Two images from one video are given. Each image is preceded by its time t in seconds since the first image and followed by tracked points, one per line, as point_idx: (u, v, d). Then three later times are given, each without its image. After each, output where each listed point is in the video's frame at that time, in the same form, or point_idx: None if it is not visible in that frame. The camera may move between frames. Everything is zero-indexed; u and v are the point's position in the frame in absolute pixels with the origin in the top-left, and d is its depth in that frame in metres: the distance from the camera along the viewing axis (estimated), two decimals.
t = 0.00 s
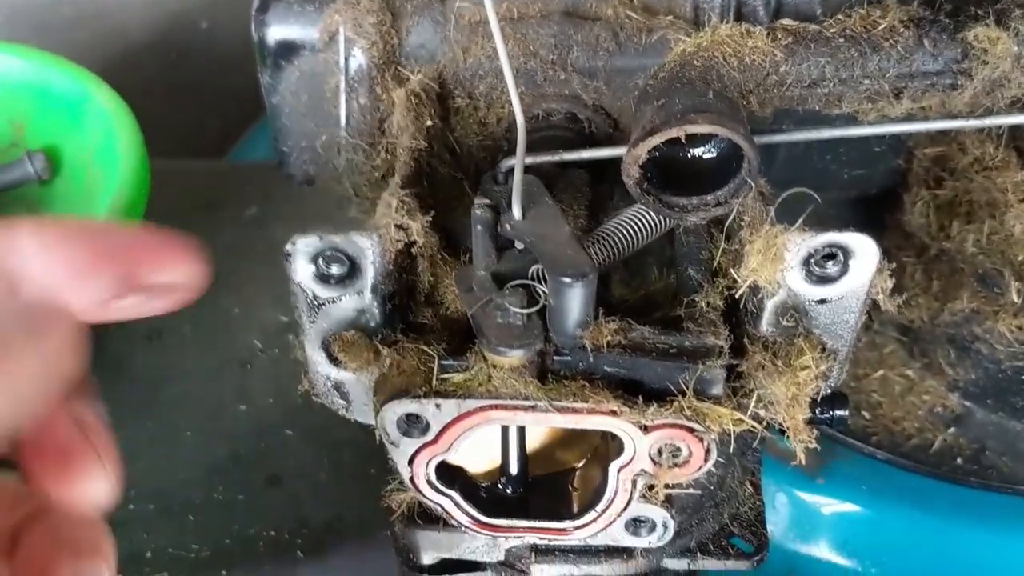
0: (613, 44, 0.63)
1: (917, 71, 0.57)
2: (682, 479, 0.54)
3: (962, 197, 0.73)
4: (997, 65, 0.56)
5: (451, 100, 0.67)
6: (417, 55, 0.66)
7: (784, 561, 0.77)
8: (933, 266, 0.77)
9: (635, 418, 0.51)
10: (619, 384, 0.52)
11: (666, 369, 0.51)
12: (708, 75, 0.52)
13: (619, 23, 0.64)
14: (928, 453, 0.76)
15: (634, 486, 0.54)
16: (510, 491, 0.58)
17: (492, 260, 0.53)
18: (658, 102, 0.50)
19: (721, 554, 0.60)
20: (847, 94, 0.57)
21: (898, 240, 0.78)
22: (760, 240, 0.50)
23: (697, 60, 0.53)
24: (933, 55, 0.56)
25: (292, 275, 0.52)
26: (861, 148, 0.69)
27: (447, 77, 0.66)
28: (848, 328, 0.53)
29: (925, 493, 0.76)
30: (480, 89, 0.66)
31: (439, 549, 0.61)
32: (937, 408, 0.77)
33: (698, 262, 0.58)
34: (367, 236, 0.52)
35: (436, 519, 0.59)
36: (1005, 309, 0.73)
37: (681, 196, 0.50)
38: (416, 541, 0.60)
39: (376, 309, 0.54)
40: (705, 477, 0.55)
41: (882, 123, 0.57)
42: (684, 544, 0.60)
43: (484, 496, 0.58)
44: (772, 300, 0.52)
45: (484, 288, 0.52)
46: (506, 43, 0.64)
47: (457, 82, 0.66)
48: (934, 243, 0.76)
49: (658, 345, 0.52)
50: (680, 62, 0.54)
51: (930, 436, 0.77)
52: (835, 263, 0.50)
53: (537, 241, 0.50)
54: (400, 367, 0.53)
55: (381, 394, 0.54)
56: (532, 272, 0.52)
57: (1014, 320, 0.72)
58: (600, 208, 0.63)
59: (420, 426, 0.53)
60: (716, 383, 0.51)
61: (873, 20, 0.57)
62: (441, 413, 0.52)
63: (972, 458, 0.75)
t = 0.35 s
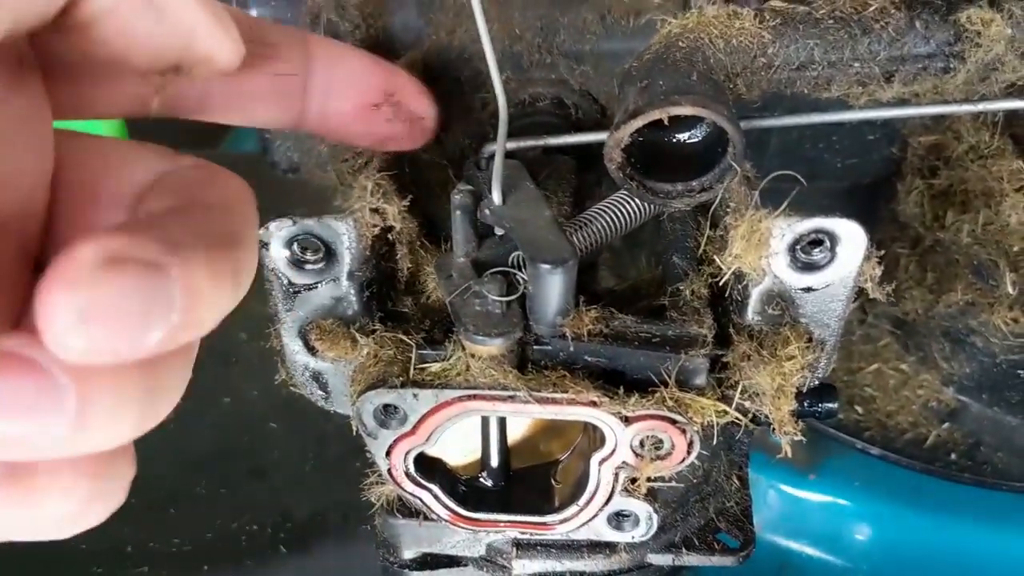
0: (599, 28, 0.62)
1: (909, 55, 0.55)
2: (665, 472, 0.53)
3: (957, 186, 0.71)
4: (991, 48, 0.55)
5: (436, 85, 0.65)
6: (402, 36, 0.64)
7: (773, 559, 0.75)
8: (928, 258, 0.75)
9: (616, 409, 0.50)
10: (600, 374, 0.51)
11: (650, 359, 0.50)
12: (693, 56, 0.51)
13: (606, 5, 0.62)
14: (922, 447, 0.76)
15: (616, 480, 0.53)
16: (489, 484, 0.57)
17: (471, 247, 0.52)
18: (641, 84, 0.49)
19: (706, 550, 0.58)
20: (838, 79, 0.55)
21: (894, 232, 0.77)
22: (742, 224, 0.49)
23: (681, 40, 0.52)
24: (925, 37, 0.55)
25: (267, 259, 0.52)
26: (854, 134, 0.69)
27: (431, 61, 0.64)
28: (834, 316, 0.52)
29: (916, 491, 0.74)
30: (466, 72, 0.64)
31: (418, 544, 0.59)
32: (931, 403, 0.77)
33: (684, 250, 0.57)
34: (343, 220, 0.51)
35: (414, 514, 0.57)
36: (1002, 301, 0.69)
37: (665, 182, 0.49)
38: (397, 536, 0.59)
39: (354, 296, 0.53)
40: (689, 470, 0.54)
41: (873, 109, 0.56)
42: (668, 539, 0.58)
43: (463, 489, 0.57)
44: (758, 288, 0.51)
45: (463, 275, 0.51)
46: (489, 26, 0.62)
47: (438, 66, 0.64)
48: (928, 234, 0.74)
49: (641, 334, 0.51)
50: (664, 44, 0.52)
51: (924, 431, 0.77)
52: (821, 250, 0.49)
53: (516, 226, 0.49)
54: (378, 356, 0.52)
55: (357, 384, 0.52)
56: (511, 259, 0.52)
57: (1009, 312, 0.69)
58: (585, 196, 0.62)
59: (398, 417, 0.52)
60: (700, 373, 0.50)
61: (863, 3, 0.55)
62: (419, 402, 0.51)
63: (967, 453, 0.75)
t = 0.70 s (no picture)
0: (582, 60, 0.63)
1: (886, 90, 0.56)
2: (640, 507, 0.54)
3: (938, 214, 0.73)
4: (968, 84, 0.55)
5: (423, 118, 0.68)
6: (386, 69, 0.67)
7: None
8: (911, 284, 0.76)
9: (593, 447, 0.50)
10: (576, 413, 0.51)
11: (628, 397, 0.51)
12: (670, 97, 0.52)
13: (589, 38, 0.63)
14: (904, 471, 0.74)
15: (593, 514, 0.54)
16: (469, 516, 0.58)
17: (451, 283, 0.52)
18: (617, 125, 0.49)
19: None
20: (815, 114, 0.56)
21: (876, 257, 0.78)
22: (717, 266, 0.50)
23: (658, 81, 0.54)
24: (902, 73, 0.55)
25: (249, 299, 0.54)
26: (836, 164, 0.69)
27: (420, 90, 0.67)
28: (810, 355, 0.53)
29: (902, 513, 0.71)
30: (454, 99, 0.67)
31: None
32: (914, 426, 0.75)
33: (663, 282, 0.59)
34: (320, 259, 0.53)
35: (394, 544, 0.61)
36: (982, 327, 0.69)
37: (643, 219, 0.49)
38: (379, 567, 0.62)
39: (333, 334, 0.54)
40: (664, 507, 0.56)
41: (849, 143, 0.57)
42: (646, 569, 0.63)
43: (444, 522, 0.58)
44: (734, 326, 0.52)
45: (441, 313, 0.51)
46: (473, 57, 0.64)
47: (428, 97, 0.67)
48: (911, 260, 0.76)
49: (617, 372, 0.51)
50: (642, 82, 0.54)
51: (907, 454, 0.75)
52: (795, 290, 0.50)
53: (493, 264, 0.49)
54: (356, 394, 0.53)
55: (337, 421, 0.53)
56: (489, 298, 0.52)
57: (989, 339, 0.69)
58: (566, 228, 0.64)
59: (376, 453, 0.52)
60: (676, 412, 0.51)
61: (842, 38, 0.56)
62: (397, 440, 0.51)
63: (949, 476, 0.73)
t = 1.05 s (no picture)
0: (582, 56, 0.63)
1: (887, 86, 0.56)
2: (641, 497, 0.54)
3: (939, 210, 0.73)
4: (969, 80, 0.55)
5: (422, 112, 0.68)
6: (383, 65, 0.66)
7: None
8: (911, 282, 0.76)
9: (596, 435, 0.51)
10: (581, 398, 0.52)
11: (632, 385, 0.51)
12: (671, 90, 0.52)
13: (588, 32, 0.62)
14: (906, 468, 0.72)
15: (593, 505, 0.55)
16: (467, 508, 0.61)
17: (455, 270, 0.53)
18: (618, 119, 0.49)
19: None
20: (815, 110, 0.56)
21: (877, 253, 0.78)
22: (718, 261, 0.50)
23: (659, 74, 0.53)
24: (903, 69, 0.55)
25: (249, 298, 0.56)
26: (837, 160, 0.69)
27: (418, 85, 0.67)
28: (812, 349, 0.54)
29: (901, 509, 0.69)
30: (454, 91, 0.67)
31: (393, 569, 0.63)
32: (915, 424, 0.74)
33: (665, 275, 0.60)
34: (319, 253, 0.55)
35: (388, 537, 0.62)
36: (985, 323, 0.70)
37: (644, 214, 0.49)
38: (369, 560, 0.63)
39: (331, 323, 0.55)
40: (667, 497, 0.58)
41: (851, 139, 0.57)
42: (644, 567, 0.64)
43: (439, 513, 0.61)
44: (736, 320, 0.52)
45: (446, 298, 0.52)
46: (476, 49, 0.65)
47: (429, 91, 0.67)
48: (912, 257, 0.75)
49: (622, 360, 0.52)
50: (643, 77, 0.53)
51: (910, 451, 0.73)
52: (797, 285, 0.50)
53: (500, 249, 0.50)
54: (356, 375, 0.53)
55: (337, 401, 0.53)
56: (494, 283, 0.52)
57: (992, 335, 0.69)
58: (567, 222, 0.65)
59: (375, 435, 0.53)
60: (680, 402, 0.51)
61: (843, 33, 0.56)
62: (398, 422, 0.51)
63: (952, 474, 0.71)
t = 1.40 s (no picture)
0: (585, 61, 0.63)
1: (890, 92, 0.55)
2: (642, 507, 0.57)
3: (942, 216, 0.73)
4: (972, 86, 0.55)
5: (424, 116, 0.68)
6: (388, 71, 0.66)
7: None
8: (915, 285, 0.75)
9: (597, 443, 0.53)
10: (583, 409, 0.54)
11: (637, 396, 0.52)
12: (674, 98, 0.52)
13: (592, 39, 0.63)
14: (910, 473, 0.67)
15: (597, 514, 0.57)
16: (473, 516, 0.61)
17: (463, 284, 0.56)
18: (620, 128, 0.49)
19: None
20: (818, 118, 0.56)
21: (882, 258, 0.77)
22: (721, 269, 0.51)
23: (662, 82, 0.54)
24: (906, 75, 0.55)
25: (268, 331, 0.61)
26: (841, 165, 0.69)
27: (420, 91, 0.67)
28: (815, 357, 0.54)
29: (907, 514, 0.64)
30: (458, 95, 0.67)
31: None
32: (919, 429, 0.70)
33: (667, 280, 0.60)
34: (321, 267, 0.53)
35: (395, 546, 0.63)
36: (988, 328, 0.71)
37: (648, 221, 0.49)
38: (378, 568, 0.64)
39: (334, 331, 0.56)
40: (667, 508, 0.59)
41: (855, 145, 0.57)
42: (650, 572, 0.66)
43: (445, 522, 0.62)
44: (738, 327, 0.52)
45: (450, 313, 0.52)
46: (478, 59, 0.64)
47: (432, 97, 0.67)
48: (915, 262, 0.75)
49: (626, 371, 0.53)
50: (647, 84, 0.54)
51: (914, 455, 0.68)
52: (801, 292, 0.50)
53: (505, 259, 0.52)
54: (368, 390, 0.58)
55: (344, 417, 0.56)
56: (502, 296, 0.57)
57: (995, 339, 0.71)
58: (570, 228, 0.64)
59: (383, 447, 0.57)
60: (683, 413, 0.53)
61: (846, 40, 0.56)
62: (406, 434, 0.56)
63: (956, 478, 0.67)
